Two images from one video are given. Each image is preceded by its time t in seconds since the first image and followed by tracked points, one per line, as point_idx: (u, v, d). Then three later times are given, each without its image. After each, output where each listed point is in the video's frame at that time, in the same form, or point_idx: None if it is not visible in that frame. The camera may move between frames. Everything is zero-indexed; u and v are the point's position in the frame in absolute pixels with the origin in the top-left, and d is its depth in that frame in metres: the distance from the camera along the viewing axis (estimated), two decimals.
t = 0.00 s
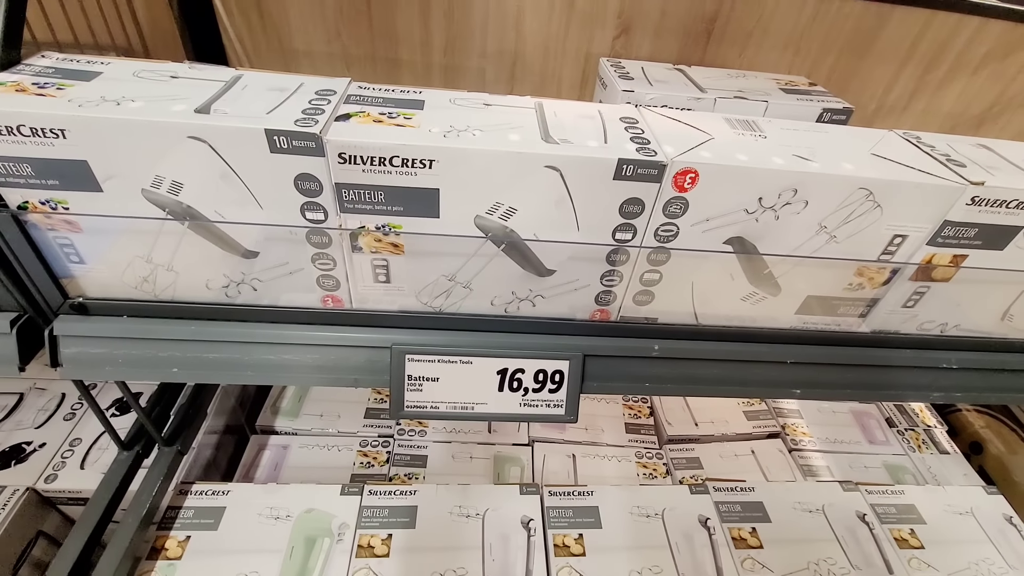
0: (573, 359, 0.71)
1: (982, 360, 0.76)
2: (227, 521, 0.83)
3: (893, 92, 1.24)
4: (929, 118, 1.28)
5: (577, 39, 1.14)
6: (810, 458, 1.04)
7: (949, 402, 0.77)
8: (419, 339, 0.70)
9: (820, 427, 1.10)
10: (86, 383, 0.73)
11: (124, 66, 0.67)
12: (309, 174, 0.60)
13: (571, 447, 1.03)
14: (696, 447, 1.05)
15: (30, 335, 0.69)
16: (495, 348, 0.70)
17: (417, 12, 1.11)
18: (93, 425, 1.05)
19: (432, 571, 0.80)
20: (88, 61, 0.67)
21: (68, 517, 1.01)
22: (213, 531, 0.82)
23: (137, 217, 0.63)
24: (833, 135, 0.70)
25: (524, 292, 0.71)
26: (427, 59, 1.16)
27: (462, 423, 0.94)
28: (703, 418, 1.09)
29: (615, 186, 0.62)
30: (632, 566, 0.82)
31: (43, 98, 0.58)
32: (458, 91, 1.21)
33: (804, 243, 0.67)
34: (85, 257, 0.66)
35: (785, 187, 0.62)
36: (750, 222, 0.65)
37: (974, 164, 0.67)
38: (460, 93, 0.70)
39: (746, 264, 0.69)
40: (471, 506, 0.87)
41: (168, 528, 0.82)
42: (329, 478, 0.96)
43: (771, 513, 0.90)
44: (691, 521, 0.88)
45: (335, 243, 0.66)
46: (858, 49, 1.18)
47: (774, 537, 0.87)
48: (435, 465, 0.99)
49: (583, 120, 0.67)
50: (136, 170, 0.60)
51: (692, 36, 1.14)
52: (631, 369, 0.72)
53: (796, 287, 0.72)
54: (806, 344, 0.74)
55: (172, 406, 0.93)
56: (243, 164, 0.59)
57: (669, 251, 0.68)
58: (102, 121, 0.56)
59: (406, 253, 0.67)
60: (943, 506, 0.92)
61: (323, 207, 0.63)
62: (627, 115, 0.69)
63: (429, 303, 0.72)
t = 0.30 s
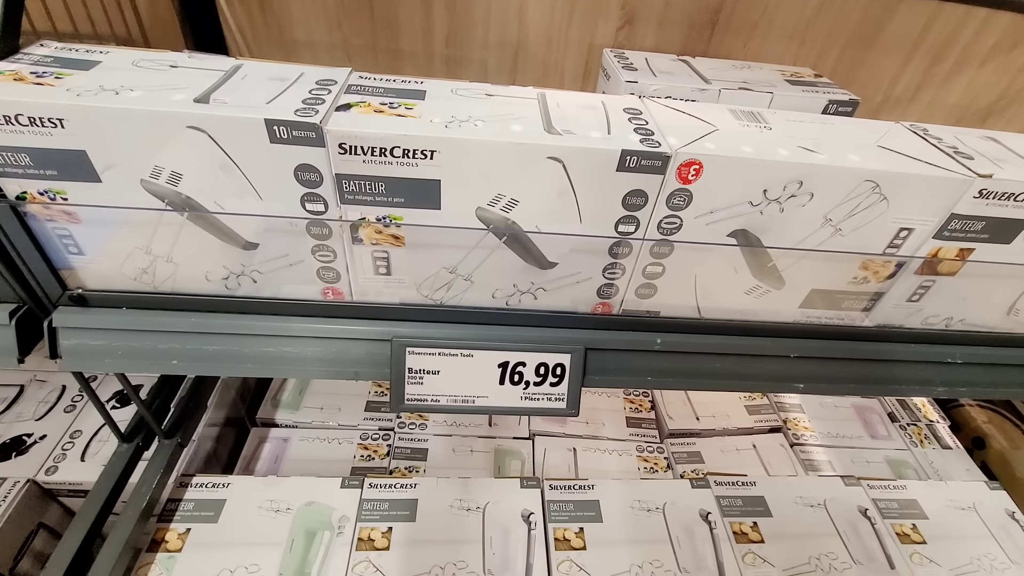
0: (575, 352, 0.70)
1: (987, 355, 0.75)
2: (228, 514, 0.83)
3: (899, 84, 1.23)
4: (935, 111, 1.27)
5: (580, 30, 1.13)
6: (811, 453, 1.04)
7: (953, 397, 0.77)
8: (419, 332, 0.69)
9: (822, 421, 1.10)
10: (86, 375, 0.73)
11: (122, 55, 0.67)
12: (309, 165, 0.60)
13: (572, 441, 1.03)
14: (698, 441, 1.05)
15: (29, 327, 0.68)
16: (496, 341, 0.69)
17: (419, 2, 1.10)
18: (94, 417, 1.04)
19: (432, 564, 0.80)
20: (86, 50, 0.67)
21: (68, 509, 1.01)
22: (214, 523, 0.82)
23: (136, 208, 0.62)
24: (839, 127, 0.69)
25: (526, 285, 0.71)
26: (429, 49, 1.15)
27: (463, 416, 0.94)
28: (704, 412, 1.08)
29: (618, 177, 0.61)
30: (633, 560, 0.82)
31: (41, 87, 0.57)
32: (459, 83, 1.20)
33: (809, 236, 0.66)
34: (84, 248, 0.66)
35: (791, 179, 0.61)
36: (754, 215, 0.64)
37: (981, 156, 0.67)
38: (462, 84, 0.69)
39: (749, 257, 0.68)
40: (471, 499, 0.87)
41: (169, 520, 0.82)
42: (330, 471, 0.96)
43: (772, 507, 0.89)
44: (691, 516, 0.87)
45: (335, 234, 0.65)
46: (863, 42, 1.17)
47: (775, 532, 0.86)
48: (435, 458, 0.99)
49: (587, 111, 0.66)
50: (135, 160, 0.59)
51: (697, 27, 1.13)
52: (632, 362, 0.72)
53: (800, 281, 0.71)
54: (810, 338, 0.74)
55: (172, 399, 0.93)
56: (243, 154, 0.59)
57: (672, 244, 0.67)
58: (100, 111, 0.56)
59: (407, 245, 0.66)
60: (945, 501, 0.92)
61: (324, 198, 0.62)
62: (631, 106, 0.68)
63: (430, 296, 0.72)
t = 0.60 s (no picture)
0: (574, 347, 0.69)
1: (989, 347, 0.75)
2: (224, 513, 0.82)
3: (900, 75, 1.22)
4: (936, 101, 1.26)
5: (577, 20, 1.12)
6: (811, 446, 1.03)
7: (955, 389, 0.76)
8: (416, 328, 0.68)
9: (822, 414, 1.09)
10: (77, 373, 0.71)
11: (109, 46, 0.65)
12: (302, 158, 0.58)
13: (572, 435, 1.02)
14: (698, 435, 1.04)
15: (18, 324, 0.67)
16: (494, 336, 0.68)
17: None
18: (88, 415, 1.03)
19: (431, 561, 0.79)
20: (72, 41, 0.65)
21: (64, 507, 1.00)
22: (210, 522, 0.81)
23: (125, 203, 0.61)
24: (841, 117, 0.68)
25: (524, 279, 0.70)
26: (425, 40, 1.14)
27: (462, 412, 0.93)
28: (705, 406, 1.08)
29: (617, 169, 0.60)
30: (634, 555, 0.81)
31: (25, 79, 0.56)
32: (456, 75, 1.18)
33: (811, 228, 0.65)
34: (72, 244, 0.64)
35: (792, 170, 0.60)
36: (755, 207, 0.63)
37: (984, 146, 0.66)
38: (458, 75, 0.68)
39: (750, 250, 0.67)
40: (471, 495, 0.86)
41: (165, 519, 0.81)
42: (327, 468, 0.95)
43: (773, 501, 0.89)
44: (693, 510, 0.87)
45: (329, 228, 0.64)
46: (863, 33, 1.17)
47: (777, 526, 0.86)
48: (435, 454, 0.98)
49: (585, 101, 0.65)
50: (123, 153, 0.58)
51: (696, 17, 1.12)
52: (632, 356, 0.71)
53: (801, 274, 0.70)
54: (811, 332, 0.73)
55: (166, 396, 0.91)
56: (233, 147, 0.57)
57: (672, 237, 0.66)
58: (84, 103, 0.54)
59: (403, 239, 0.65)
60: (946, 493, 0.91)
61: (317, 191, 0.61)
62: (630, 97, 0.67)
63: (427, 291, 0.71)
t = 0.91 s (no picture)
0: (574, 343, 0.69)
1: (992, 344, 0.74)
2: (223, 508, 0.82)
3: (903, 69, 1.22)
4: (939, 96, 1.25)
5: (578, 12, 1.11)
6: (812, 442, 1.03)
7: (958, 386, 0.76)
8: (415, 323, 0.68)
9: (824, 411, 1.09)
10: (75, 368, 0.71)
11: (104, 38, 0.64)
12: (300, 151, 0.58)
13: (572, 432, 1.02)
14: (699, 431, 1.04)
15: (14, 319, 0.66)
16: (494, 332, 0.68)
17: None
18: (87, 410, 1.03)
19: (430, 557, 0.79)
20: (67, 33, 0.64)
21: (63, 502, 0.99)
22: (209, 517, 0.81)
23: (121, 196, 0.60)
24: (844, 111, 0.67)
25: (524, 274, 0.69)
26: (425, 33, 1.13)
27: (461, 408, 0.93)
28: (705, 402, 1.07)
29: (618, 163, 0.59)
30: (633, 552, 0.81)
31: (19, 71, 0.55)
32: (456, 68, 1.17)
33: (814, 223, 0.65)
34: (68, 238, 0.64)
35: (796, 164, 0.60)
36: (758, 201, 0.63)
37: (989, 140, 0.65)
38: (458, 67, 0.67)
39: (753, 245, 0.67)
40: (470, 492, 0.86)
41: (164, 514, 0.81)
42: (326, 463, 0.95)
43: (774, 498, 0.89)
44: (693, 507, 0.86)
45: (327, 223, 0.63)
46: (867, 27, 1.16)
47: (777, 523, 0.86)
48: (434, 450, 0.98)
49: (585, 94, 0.64)
50: (118, 146, 0.57)
51: (698, 10, 1.11)
52: (633, 352, 0.71)
53: (803, 269, 0.69)
54: (813, 328, 0.73)
55: (165, 391, 0.91)
56: (230, 140, 0.57)
57: (674, 232, 0.65)
58: (79, 95, 0.53)
59: (402, 234, 0.64)
60: (947, 490, 0.91)
61: (315, 185, 0.60)
62: (631, 90, 0.66)
63: (426, 286, 0.70)
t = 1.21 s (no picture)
0: (573, 340, 0.69)
1: (993, 340, 0.74)
2: (222, 506, 0.82)
3: (903, 65, 1.21)
4: (939, 92, 1.25)
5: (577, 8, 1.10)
6: (813, 438, 1.03)
7: (959, 382, 0.76)
8: (414, 320, 0.68)
9: (824, 407, 1.09)
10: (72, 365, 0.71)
11: (101, 35, 0.64)
12: (296, 148, 0.57)
13: (572, 428, 1.02)
14: (699, 428, 1.04)
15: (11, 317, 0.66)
16: (493, 329, 0.68)
17: None
18: (85, 408, 1.03)
19: (429, 555, 0.78)
20: (63, 30, 0.64)
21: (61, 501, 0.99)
22: (208, 515, 0.81)
23: (118, 194, 0.60)
24: (844, 106, 0.67)
25: (523, 271, 0.69)
26: (423, 29, 1.12)
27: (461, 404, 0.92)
28: (706, 398, 1.07)
29: (617, 158, 0.59)
30: (633, 549, 0.81)
31: (15, 67, 0.55)
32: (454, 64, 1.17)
33: (814, 219, 0.64)
34: (65, 236, 0.64)
35: (795, 160, 0.59)
36: (757, 197, 0.62)
37: (990, 136, 0.65)
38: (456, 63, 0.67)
39: (752, 241, 0.66)
40: (470, 489, 0.86)
41: (162, 513, 0.81)
42: (326, 461, 0.95)
43: (774, 494, 0.88)
44: (693, 504, 0.86)
45: (325, 220, 0.63)
46: (867, 21, 1.16)
47: (778, 519, 0.85)
48: (434, 447, 0.97)
49: (584, 90, 0.64)
50: (114, 143, 0.57)
51: (697, 5, 1.10)
52: (633, 349, 0.70)
53: (803, 265, 0.69)
54: (813, 324, 0.72)
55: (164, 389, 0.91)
56: (226, 136, 0.56)
57: (673, 228, 0.65)
58: (75, 91, 0.53)
59: (400, 230, 0.64)
60: (948, 487, 0.91)
61: (312, 182, 0.60)
62: (630, 86, 0.66)
63: (424, 283, 0.70)
